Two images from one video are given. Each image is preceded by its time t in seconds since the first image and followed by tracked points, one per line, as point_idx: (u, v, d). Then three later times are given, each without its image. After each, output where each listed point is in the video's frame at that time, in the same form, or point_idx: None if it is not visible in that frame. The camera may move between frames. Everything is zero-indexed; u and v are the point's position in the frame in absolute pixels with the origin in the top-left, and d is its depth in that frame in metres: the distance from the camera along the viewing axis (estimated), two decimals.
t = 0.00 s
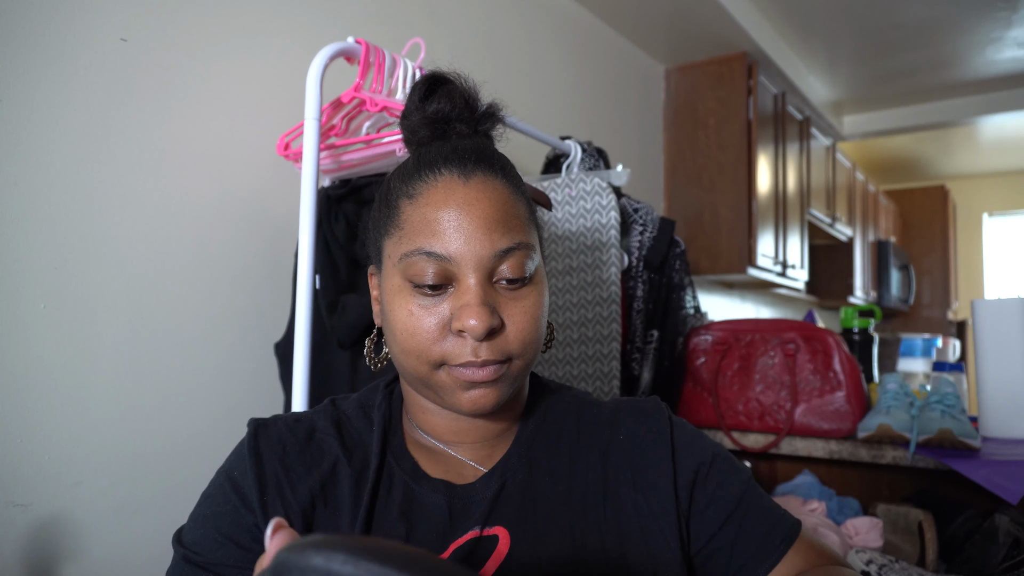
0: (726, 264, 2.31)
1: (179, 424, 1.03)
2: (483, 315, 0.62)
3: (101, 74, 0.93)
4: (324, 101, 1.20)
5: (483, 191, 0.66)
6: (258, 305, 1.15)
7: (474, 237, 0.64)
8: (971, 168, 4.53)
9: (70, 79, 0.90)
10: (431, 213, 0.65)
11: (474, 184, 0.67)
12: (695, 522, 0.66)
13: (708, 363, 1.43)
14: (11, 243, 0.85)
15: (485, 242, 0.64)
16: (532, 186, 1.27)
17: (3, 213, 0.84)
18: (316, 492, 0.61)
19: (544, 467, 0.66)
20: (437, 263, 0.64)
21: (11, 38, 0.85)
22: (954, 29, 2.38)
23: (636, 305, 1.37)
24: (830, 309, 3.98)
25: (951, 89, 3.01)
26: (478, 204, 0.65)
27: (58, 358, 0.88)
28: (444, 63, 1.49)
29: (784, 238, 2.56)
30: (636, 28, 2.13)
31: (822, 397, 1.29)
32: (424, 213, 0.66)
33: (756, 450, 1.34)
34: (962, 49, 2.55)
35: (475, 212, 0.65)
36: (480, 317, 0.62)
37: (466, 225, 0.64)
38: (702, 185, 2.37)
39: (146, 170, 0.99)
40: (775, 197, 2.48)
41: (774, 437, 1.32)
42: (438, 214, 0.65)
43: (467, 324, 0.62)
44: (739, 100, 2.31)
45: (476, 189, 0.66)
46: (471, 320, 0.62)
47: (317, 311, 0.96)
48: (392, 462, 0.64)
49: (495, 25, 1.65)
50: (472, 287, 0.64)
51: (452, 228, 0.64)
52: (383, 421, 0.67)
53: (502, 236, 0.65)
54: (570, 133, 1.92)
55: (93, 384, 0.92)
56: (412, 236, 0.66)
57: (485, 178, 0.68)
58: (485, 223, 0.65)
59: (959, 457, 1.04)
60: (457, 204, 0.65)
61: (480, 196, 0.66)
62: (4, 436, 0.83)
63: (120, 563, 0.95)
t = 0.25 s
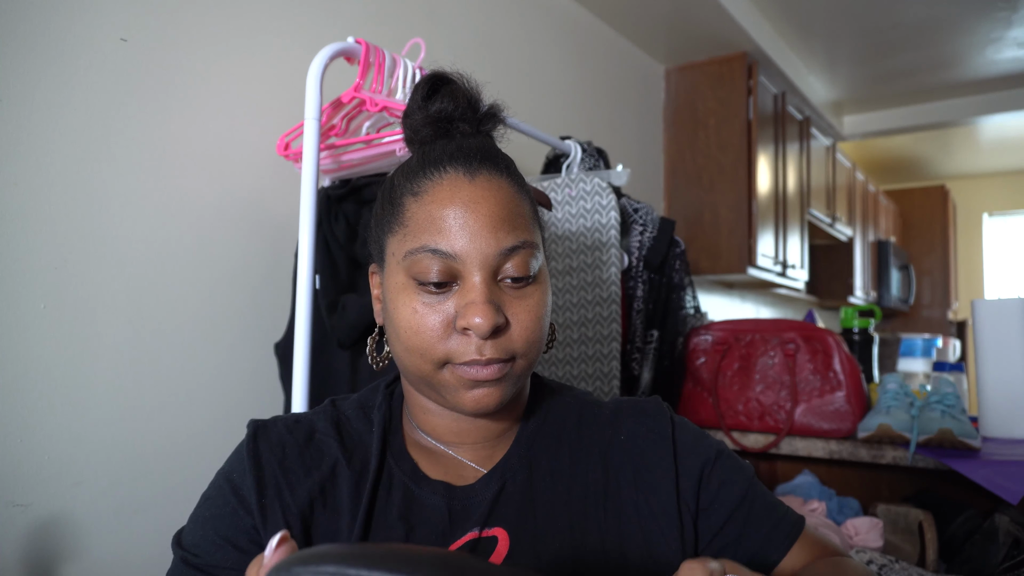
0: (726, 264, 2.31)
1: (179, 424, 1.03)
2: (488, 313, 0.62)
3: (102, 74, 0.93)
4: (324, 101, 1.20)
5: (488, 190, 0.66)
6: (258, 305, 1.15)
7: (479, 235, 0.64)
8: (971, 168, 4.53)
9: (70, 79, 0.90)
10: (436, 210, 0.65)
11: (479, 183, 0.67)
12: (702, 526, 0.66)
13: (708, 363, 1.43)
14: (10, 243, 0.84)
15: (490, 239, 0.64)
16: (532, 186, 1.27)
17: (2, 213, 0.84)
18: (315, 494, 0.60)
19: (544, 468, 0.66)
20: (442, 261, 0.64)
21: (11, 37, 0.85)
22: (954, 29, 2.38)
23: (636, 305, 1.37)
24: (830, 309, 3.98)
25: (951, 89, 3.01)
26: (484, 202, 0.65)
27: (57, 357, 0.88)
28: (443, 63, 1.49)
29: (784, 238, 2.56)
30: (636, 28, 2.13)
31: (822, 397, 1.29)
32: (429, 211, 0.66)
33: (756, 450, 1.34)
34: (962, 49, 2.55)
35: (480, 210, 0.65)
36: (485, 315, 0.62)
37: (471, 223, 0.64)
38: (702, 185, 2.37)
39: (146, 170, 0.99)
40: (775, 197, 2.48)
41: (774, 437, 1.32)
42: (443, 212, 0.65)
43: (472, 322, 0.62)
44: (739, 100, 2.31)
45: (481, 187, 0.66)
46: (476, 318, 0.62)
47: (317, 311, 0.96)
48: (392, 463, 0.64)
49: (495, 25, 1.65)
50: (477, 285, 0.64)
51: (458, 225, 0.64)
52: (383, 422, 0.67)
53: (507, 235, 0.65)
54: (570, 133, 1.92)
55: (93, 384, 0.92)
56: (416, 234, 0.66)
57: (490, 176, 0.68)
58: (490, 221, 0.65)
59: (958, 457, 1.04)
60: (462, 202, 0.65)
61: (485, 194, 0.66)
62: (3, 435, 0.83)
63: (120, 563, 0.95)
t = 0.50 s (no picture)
0: (726, 264, 2.31)
1: (179, 424, 1.03)
2: (488, 309, 0.62)
3: (102, 74, 0.93)
4: (324, 101, 1.20)
5: (488, 187, 0.66)
6: (258, 306, 1.15)
7: (479, 231, 0.64)
8: (971, 168, 4.53)
9: (70, 80, 0.90)
10: (436, 207, 0.65)
11: (479, 180, 0.67)
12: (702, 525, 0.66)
13: (708, 363, 1.43)
14: (10, 242, 0.85)
15: (489, 236, 0.64)
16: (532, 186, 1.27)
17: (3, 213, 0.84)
18: (314, 494, 0.61)
19: (544, 467, 0.66)
20: (441, 257, 0.64)
21: (11, 38, 0.85)
22: (954, 29, 2.38)
23: (636, 305, 1.37)
24: (830, 309, 3.98)
25: (952, 89, 3.01)
26: (483, 199, 0.65)
27: (60, 359, 0.89)
28: (443, 63, 1.49)
29: (784, 238, 2.56)
30: (636, 28, 2.13)
31: (822, 397, 1.29)
32: (429, 208, 0.66)
33: (755, 450, 1.34)
34: (962, 49, 2.55)
35: (479, 207, 0.65)
36: (484, 310, 0.62)
37: (470, 219, 0.64)
38: (702, 185, 2.37)
39: (146, 171, 0.99)
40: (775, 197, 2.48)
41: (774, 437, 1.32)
42: (442, 208, 0.65)
43: (472, 318, 0.62)
44: (739, 100, 2.31)
45: (481, 185, 0.66)
46: (475, 314, 0.62)
47: (316, 311, 0.96)
48: (391, 463, 0.64)
49: (495, 25, 1.65)
50: (476, 281, 0.64)
51: (457, 222, 0.64)
52: (382, 422, 0.67)
53: (507, 231, 0.65)
54: (570, 133, 1.92)
55: (93, 384, 0.92)
56: (416, 230, 0.66)
57: (489, 174, 0.68)
58: (489, 218, 0.65)
59: (959, 457, 1.04)
60: (462, 199, 0.65)
61: (484, 191, 0.66)
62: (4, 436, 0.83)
63: (119, 563, 0.95)
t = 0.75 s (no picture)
0: (726, 264, 2.31)
1: (179, 424, 1.03)
2: (485, 306, 0.62)
3: (103, 74, 0.93)
4: (324, 101, 1.21)
5: (485, 186, 0.67)
6: (258, 306, 1.15)
7: (476, 230, 0.64)
8: (971, 168, 4.53)
9: (71, 80, 0.90)
10: (433, 206, 0.66)
11: (477, 179, 0.67)
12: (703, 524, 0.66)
13: (708, 364, 1.43)
14: (11, 242, 0.85)
15: (486, 235, 0.64)
16: (532, 186, 1.27)
17: (3, 212, 0.84)
18: (314, 492, 0.61)
19: (542, 464, 0.66)
20: (439, 256, 0.64)
21: (12, 38, 0.85)
22: (954, 29, 2.39)
23: (636, 305, 1.37)
24: (830, 309, 3.98)
25: (952, 89, 3.01)
26: (480, 198, 0.65)
27: (60, 358, 0.89)
28: (444, 63, 1.49)
29: (784, 238, 2.56)
30: (636, 28, 2.13)
31: (822, 397, 1.30)
32: (427, 207, 0.66)
33: (755, 450, 1.34)
34: (962, 49, 2.55)
35: (476, 206, 0.65)
36: (482, 308, 0.62)
37: (468, 218, 0.64)
38: (702, 185, 2.38)
39: (147, 171, 0.99)
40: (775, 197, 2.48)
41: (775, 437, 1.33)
42: (440, 208, 0.65)
43: (469, 316, 0.62)
44: (739, 100, 2.31)
45: (479, 184, 0.67)
46: (472, 312, 0.62)
47: (316, 311, 0.96)
48: (391, 460, 0.64)
49: (495, 25, 1.65)
50: (473, 279, 0.64)
51: (454, 221, 0.64)
52: (382, 419, 0.67)
53: (504, 230, 0.65)
54: (570, 133, 1.92)
55: (93, 383, 0.92)
56: (414, 230, 0.66)
57: (486, 174, 0.68)
58: (486, 218, 0.65)
59: (959, 457, 1.04)
60: (459, 198, 0.65)
61: (481, 191, 0.66)
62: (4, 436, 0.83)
63: (119, 563, 0.95)
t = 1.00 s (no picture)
0: (726, 264, 2.31)
1: (179, 424, 1.03)
2: (485, 304, 0.62)
3: (102, 74, 0.93)
4: (324, 101, 1.21)
5: (486, 186, 0.67)
6: (258, 306, 1.15)
7: (476, 229, 0.64)
8: (971, 168, 4.53)
9: (71, 80, 0.90)
10: (434, 206, 0.66)
11: (477, 179, 0.67)
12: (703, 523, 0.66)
13: (708, 364, 1.43)
14: (10, 242, 0.85)
15: (487, 234, 0.64)
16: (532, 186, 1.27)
17: (3, 213, 0.84)
18: (314, 487, 0.61)
19: (542, 462, 0.66)
20: (439, 255, 0.64)
21: (12, 38, 0.85)
22: (954, 29, 2.39)
23: (636, 305, 1.37)
24: (830, 309, 3.98)
25: (952, 88, 3.01)
26: (481, 198, 0.65)
27: (60, 359, 0.89)
28: (444, 63, 1.49)
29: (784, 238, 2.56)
30: (636, 28, 2.13)
31: (822, 397, 1.30)
32: (428, 206, 0.66)
33: (755, 450, 1.34)
34: (962, 49, 2.55)
35: (476, 205, 0.65)
36: (481, 305, 0.62)
37: (468, 216, 0.64)
38: (702, 185, 2.38)
39: (147, 171, 0.99)
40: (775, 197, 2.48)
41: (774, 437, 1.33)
42: (441, 207, 0.65)
43: (469, 313, 0.62)
44: (739, 100, 2.31)
45: (479, 184, 0.67)
46: (472, 310, 0.62)
47: (316, 311, 0.96)
48: (391, 457, 0.64)
49: (495, 25, 1.65)
50: (473, 278, 0.64)
51: (454, 220, 0.64)
52: (382, 416, 0.67)
53: (504, 229, 0.65)
54: (570, 133, 1.92)
55: (93, 383, 0.92)
56: (415, 229, 0.66)
57: (487, 174, 0.68)
58: (487, 217, 0.65)
59: (959, 457, 1.04)
60: (460, 197, 0.65)
61: (482, 190, 0.66)
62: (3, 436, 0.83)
63: (118, 564, 0.95)
